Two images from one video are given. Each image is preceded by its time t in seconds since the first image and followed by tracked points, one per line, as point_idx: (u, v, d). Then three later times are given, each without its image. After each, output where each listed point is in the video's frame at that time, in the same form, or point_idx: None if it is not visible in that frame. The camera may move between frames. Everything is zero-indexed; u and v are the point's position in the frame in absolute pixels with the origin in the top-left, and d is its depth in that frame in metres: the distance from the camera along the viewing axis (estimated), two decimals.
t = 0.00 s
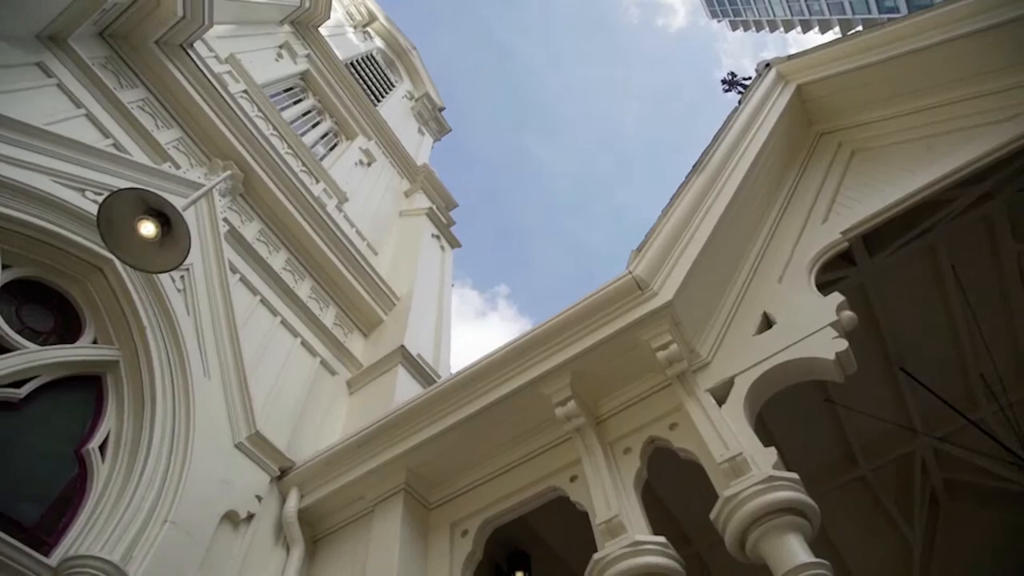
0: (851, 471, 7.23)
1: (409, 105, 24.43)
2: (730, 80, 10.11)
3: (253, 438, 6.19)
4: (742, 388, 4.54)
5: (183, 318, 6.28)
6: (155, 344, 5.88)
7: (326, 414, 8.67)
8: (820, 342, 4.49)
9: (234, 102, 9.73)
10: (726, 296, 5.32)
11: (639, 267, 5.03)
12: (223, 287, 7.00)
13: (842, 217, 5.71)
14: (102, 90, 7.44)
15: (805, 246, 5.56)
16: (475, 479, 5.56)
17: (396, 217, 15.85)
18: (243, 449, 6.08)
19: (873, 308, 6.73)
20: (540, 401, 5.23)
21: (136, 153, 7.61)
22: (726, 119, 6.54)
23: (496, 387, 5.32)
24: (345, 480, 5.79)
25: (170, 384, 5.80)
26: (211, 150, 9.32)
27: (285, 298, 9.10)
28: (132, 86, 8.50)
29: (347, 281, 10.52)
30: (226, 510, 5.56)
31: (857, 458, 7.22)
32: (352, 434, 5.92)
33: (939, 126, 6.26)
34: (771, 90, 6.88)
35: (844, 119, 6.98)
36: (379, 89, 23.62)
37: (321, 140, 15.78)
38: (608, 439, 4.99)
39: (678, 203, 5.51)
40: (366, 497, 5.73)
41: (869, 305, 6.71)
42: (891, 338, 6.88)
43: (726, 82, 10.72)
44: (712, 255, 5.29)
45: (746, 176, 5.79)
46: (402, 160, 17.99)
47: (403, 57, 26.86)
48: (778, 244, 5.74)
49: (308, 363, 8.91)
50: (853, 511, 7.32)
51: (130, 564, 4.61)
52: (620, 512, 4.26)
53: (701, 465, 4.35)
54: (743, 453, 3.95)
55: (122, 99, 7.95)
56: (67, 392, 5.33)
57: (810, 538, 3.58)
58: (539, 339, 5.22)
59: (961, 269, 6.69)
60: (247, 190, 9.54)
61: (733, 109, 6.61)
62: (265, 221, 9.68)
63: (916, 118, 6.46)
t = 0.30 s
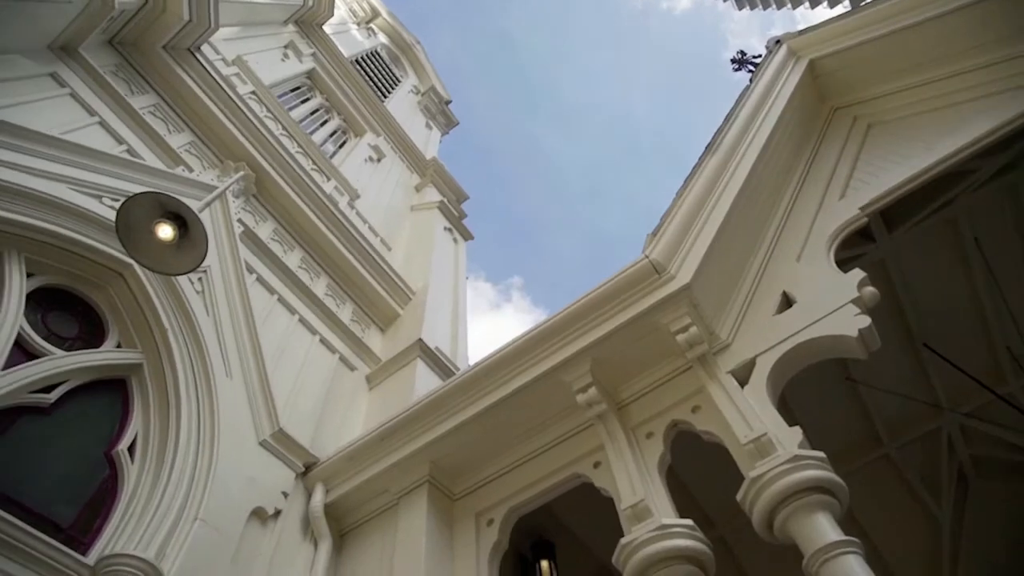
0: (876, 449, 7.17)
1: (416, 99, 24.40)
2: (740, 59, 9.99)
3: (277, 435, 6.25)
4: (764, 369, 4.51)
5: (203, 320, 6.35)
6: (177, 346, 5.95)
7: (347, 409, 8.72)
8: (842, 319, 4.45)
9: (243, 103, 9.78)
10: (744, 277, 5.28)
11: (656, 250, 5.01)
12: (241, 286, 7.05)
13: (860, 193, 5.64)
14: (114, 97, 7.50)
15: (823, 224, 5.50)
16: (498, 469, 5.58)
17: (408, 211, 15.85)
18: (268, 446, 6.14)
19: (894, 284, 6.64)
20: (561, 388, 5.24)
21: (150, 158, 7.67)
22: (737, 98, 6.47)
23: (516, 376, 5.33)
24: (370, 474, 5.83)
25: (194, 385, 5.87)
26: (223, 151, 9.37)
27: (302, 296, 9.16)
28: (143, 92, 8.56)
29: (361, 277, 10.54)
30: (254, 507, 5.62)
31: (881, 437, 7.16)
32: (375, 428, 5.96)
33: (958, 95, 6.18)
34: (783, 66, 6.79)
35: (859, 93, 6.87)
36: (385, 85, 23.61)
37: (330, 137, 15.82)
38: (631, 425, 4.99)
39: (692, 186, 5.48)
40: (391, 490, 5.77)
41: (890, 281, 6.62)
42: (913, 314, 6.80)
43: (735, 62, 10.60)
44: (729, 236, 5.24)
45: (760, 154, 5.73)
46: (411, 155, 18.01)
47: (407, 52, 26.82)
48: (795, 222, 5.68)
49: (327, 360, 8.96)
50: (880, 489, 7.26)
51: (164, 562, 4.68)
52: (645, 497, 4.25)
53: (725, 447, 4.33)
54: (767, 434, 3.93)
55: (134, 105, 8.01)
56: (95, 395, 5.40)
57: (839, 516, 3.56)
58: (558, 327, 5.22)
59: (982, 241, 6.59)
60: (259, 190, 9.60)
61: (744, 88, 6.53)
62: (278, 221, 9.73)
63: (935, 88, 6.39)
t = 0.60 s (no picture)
0: (902, 426, 7.10)
1: (422, 93, 24.37)
2: (748, 37, 9.87)
3: (300, 432, 6.29)
4: (787, 348, 4.47)
5: (223, 320, 6.40)
6: (198, 347, 6.01)
7: (368, 404, 8.75)
8: (865, 295, 4.39)
9: (252, 104, 9.83)
10: (762, 257, 5.23)
11: (672, 233, 4.98)
12: (258, 286, 7.09)
13: (877, 166, 5.56)
14: (126, 103, 7.55)
15: (841, 199, 5.43)
16: (521, 458, 5.59)
17: (420, 205, 15.86)
18: (292, 443, 6.19)
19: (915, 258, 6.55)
20: (581, 375, 5.23)
21: (164, 162, 7.72)
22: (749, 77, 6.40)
23: (536, 365, 5.33)
24: (394, 466, 5.87)
25: (217, 385, 5.92)
26: (234, 152, 9.42)
27: (319, 293, 9.21)
28: (154, 96, 8.62)
29: (376, 272, 10.56)
30: (281, 503, 5.66)
31: (906, 414, 7.08)
32: (397, 422, 5.98)
33: (974, 63, 6.07)
34: (794, 42, 6.69)
35: (874, 65, 6.77)
36: (391, 80, 23.60)
37: (339, 135, 15.85)
38: (653, 409, 4.97)
39: (706, 167, 5.44)
40: (416, 482, 5.81)
41: (911, 256, 6.53)
42: (935, 288, 6.71)
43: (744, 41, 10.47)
44: (746, 215, 5.20)
45: (774, 132, 5.66)
46: (420, 149, 18.01)
47: (411, 46, 26.78)
48: (812, 199, 5.61)
49: (346, 356, 9.00)
50: (907, 466, 7.19)
51: (197, 559, 4.74)
52: (670, 480, 4.24)
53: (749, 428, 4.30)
54: (793, 413, 3.90)
55: (145, 110, 8.06)
56: (122, 397, 5.47)
57: (868, 494, 3.52)
58: (575, 314, 5.20)
59: (1005, 211, 6.48)
60: (272, 189, 9.64)
61: (755, 66, 6.44)
62: (292, 219, 9.78)
63: (951, 57, 6.27)
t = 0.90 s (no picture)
0: (927, 401, 7.02)
1: (428, 87, 24.33)
2: (757, 14, 9.73)
3: (323, 427, 6.34)
4: (808, 325, 4.42)
5: (242, 319, 6.45)
6: (219, 347, 6.06)
7: (388, 397, 8.79)
8: (887, 270, 4.32)
9: (261, 104, 9.86)
10: (780, 235, 5.18)
11: (688, 215, 4.95)
12: (275, 284, 7.13)
13: (895, 139, 5.47)
14: (137, 108, 7.60)
15: (858, 174, 5.35)
16: (544, 445, 5.60)
17: (431, 198, 15.85)
18: (316, 438, 6.24)
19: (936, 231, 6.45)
20: (601, 360, 5.22)
21: (177, 165, 7.77)
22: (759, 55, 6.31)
23: (555, 352, 5.32)
24: (417, 458, 5.89)
25: (239, 383, 5.97)
26: (246, 153, 9.47)
27: (335, 289, 9.26)
28: (164, 100, 8.67)
29: (391, 267, 10.58)
30: (307, 498, 5.71)
31: (930, 390, 7.01)
32: (419, 413, 6.00)
33: (991, 30, 5.94)
34: (805, 17, 6.59)
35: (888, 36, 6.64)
36: (397, 75, 23.57)
37: (348, 132, 15.87)
38: (675, 392, 4.95)
39: (719, 148, 5.38)
40: (440, 473, 5.83)
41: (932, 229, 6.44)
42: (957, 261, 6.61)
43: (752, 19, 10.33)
44: (762, 194, 5.14)
45: (787, 108, 5.59)
46: (428, 143, 17.99)
47: (416, 40, 26.73)
48: (829, 174, 5.54)
49: (365, 351, 9.03)
50: (933, 441, 7.11)
51: (228, 554, 4.80)
52: (695, 462, 4.22)
53: (773, 407, 4.27)
54: (817, 390, 3.87)
55: (157, 114, 8.10)
56: (147, 399, 5.53)
57: (897, 470, 3.48)
58: (593, 300, 5.19)
59: None
60: (285, 188, 9.68)
61: (766, 43, 6.36)
62: (305, 217, 9.82)
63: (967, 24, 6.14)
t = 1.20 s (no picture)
0: (952, 374, 6.93)
1: (434, 79, 24.27)
2: None
3: (345, 420, 6.38)
4: (830, 301, 4.38)
5: (260, 317, 6.50)
6: (240, 345, 6.11)
7: (408, 389, 8.81)
8: (909, 242, 4.25)
9: (269, 103, 9.89)
10: (797, 211, 5.12)
11: (703, 194, 4.91)
12: (291, 280, 7.16)
13: (913, 109, 5.37)
14: (148, 111, 7.64)
15: (876, 146, 5.27)
16: (565, 432, 5.61)
17: (442, 190, 15.84)
18: (338, 432, 6.28)
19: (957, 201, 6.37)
20: (620, 344, 5.20)
21: (190, 166, 7.81)
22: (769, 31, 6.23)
23: (573, 338, 5.31)
24: (440, 448, 5.92)
25: (261, 380, 6.02)
26: (257, 152, 9.51)
27: (351, 284, 9.30)
28: (175, 102, 8.71)
29: (405, 260, 10.60)
30: (332, 490, 5.75)
31: (953, 364, 6.90)
32: (439, 404, 6.02)
33: None
34: None
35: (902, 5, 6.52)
36: (402, 68, 23.53)
37: (356, 127, 15.88)
38: (696, 373, 4.93)
39: (732, 127, 5.34)
40: (463, 462, 5.86)
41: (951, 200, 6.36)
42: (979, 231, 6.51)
43: None
44: (778, 170, 5.08)
45: (801, 83, 5.52)
46: (437, 135, 17.96)
47: (419, 33, 26.65)
48: (845, 148, 5.46)
49: (383, 344, 9.07)
50: (959, 415, 7.03)
51: (258, 548, 4.85)
52: (720, 443, 4.20)
53: (796, 385, 4.23)
54: (841, 366, 3.83)
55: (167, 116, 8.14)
56: (171, 398, 5.59)
57: (927, 444, 3.44)
58: (609, 285, 5.17)
59: None
60: (296, 185, 9.72)
61: (775, 19, 6.28)
62: (318, 213, 9.85)
63: None
